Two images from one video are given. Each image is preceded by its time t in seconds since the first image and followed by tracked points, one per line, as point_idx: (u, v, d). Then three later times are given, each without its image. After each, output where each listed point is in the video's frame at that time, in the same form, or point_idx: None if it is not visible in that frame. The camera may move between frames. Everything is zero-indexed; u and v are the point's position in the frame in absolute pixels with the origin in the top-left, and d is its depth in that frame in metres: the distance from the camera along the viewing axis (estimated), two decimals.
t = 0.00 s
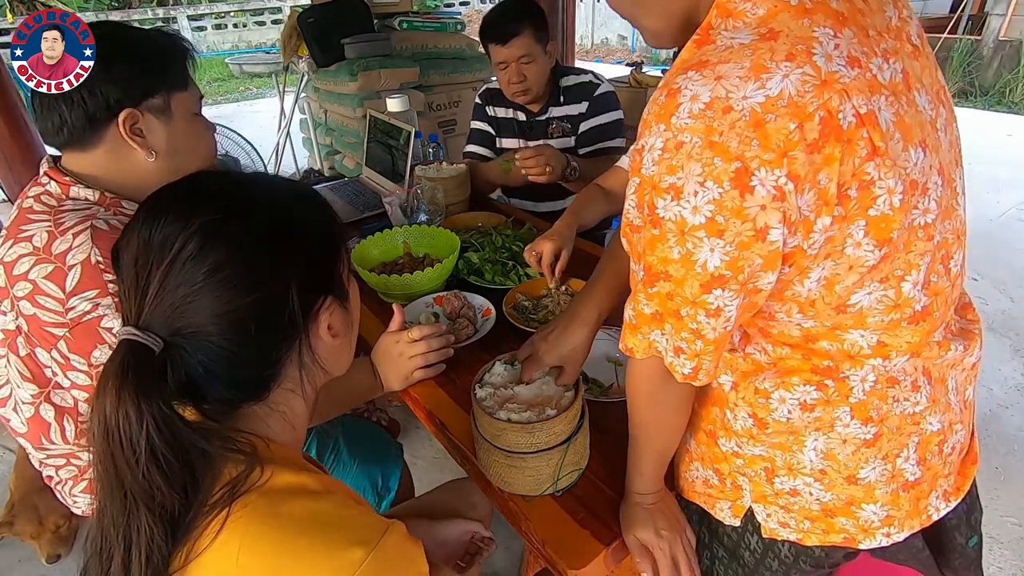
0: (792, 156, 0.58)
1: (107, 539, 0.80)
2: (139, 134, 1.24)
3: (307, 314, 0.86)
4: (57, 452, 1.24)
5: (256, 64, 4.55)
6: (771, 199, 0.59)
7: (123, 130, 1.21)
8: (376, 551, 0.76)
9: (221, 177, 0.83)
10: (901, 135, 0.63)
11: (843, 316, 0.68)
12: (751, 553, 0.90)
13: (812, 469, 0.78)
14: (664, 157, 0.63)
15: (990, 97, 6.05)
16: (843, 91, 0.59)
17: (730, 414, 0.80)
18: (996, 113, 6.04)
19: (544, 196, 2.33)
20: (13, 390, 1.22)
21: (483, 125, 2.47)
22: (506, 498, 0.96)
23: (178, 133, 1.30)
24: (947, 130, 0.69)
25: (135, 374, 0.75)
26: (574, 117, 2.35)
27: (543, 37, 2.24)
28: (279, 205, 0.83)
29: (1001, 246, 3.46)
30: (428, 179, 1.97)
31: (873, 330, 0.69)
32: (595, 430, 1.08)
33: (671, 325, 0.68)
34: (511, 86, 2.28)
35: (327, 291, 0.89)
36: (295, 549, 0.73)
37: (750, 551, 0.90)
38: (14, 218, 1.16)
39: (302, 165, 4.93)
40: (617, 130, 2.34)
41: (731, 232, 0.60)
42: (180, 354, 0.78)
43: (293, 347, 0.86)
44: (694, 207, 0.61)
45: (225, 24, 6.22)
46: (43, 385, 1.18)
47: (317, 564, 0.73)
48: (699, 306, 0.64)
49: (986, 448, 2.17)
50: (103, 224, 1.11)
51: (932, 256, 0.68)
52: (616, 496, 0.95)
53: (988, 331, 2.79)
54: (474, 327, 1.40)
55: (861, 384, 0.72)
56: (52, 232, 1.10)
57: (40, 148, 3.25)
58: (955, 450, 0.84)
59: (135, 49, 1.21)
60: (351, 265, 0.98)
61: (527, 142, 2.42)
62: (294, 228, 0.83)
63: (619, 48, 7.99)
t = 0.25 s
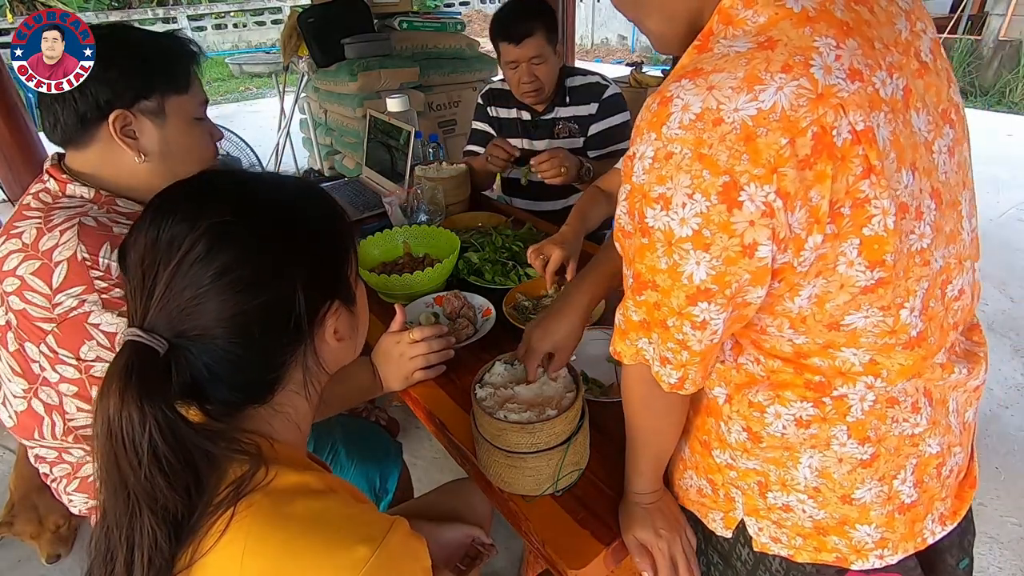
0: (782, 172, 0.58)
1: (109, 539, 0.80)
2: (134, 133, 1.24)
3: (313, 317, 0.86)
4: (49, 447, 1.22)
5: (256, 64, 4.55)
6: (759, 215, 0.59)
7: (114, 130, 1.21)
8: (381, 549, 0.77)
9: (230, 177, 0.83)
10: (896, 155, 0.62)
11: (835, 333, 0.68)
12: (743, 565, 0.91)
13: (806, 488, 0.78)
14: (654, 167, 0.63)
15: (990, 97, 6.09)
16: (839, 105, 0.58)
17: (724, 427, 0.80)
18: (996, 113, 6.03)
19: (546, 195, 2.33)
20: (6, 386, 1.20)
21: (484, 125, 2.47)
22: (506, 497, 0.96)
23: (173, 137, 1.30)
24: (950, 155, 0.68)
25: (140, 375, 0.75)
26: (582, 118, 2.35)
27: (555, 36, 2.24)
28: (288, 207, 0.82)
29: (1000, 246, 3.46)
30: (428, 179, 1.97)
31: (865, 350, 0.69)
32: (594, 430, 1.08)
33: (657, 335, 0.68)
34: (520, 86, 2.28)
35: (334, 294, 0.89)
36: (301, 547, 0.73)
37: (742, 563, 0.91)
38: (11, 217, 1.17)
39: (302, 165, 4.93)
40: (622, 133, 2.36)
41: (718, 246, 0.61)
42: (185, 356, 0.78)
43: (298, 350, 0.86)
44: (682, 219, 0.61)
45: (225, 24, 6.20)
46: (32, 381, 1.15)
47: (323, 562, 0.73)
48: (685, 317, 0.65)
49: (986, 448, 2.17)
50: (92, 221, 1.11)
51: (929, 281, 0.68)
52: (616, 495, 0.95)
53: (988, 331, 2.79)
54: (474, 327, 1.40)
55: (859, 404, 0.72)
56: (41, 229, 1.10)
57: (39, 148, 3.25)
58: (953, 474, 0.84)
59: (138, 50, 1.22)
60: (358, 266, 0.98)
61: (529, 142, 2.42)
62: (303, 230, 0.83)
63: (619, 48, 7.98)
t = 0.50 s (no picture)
0: (786, 178, 0.58)
1: (112, 538, 0.80)
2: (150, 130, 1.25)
3: (315, 317, 0.86)
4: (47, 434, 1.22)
5: (256, 64, 4.55)
6: (763, 221, 0.59)
7: (134, 128, 1.22)
8: (382, 545, 0.77)
9: (233, 177, 0.83)
10: (903, 162, 0.62)
11: (838, 342, 0.67)
12: (741, 568, 0.91)
13: (809, 495, 0.78)
14: (658, 170, 0.63)
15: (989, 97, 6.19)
16: (846, 110, 0.58)
17: (727, 431, 0.80)
18: (996, 112, 6.02)
19: (546, 194, 2.33)
20: (8, 365, 1.22)
21: (484, 125, 2.47)
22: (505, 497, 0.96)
23: (193, 137, 1.31)
24: (963, 163, 0.69)
25: (142, 375, 0.75)
26: (584, 118, 2.35)
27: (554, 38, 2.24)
28: (292, 207, 0.82)
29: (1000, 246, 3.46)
30: (428, 179, 1.98)
31: (869, 359, 0.68)
32: (594, 431, 1.08)
33: (659, 339, 0.69)
34: (520, 86, 2.28)
35: (337, 294, 0.89)
36: (303, 544, 0.73)
37: (740, 567, 0.91)
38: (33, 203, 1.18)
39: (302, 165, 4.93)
40: (624, 133, 2.37)
41: (721, 252, 0.61)
42: (188, 356, 0.78)
43: (300, 351, 0.86)
44: (685, 223, 0.61)
45: (225, 24, 6.18)
46: (30, 363, 1.17)
47: (325, 559, 0.73)
48: (686, 322, 0.65)
49: (986, 449, 2.17)
50: (103, 210, 1.11)
51: (931, 291, 0.68)
52: (615, 496, 0.95)
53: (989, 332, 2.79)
54: (474, 326, 1.40)
55: (866, 413, 0.71)
56: (55, 215, 1.11)
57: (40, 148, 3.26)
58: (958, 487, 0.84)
59: (169, 51, 1.24)
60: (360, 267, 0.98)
61: (529, 142, 2.42)
62: (305, 230, 0.83)
63: (619, 48, 7.98)
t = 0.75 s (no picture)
0: (809, 185, 0.58)
1: (108, 538, 0.80)
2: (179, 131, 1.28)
3: (312, 317, 0.86)
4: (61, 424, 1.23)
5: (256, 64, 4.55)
6: (784, 228, 0.59)
7: (163, 126, 1.26)
8: (381, 539, 0.78)
9: (231, 176, 0.83)
10: (924, 166, 0.62)
11: (853, 344, 0.68)
12: (747, 568, 0.92)
13: (818, 493, 0.78)
14: (676, 175, 0.62)
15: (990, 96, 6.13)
16: (871, 115, 0.58)
17: (737, 430, 0.80)
18: (996, 112, 6.02)
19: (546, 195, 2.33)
20: (30, 351, 1.20)
21: (484, 125, 2.47)
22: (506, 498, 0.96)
23: (219, 140, 1.34)
24: (974, 165, 0.69)
25: (139, 374, 0.75)
26: (583, 118, 2.35)
27: (552, 39, 2.24)
28: (289, 207, 0.82)
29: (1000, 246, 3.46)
30: (428, 179, 1.97)
31: (882, 360, 0.69)
32: (595, 431, 1.08)
33: (672, 345, 0.69)
34: (519, 87, 2.28)
35: (334, 294, 0.89)
36: (302, 541, 0.73)
37: (747, 565, 0.91)
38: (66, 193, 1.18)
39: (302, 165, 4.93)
40: (623, 133, 2.37)
41: (741, 258, 0.61)
42: (185, 355, 0.79)
43: (297, 351, 0.86)
44: (705, 229, 0.61)
45: (224, 24, 6.11)
46: (58, 349, 1.17)
47: (325, 556, 0.74)
48: (704, 328, 0.65)
49: (987, 449, 2.17)
50: (142, 208, 1.13)
51: (940, 291, 0.68)
52: (615, 497, 0.95)
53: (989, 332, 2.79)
54: (474, 327, 1.40)
55: (876, 410, 0.72)
56: (93, 209, 1.12)
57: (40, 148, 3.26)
58: (963, 478, 0.84)
59: (201, 54, 1.28)
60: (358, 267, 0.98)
61: (529, 142, 2.42)
62: (303, 230, 0.83)
63: (619, 48, 7.96)
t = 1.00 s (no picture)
0: (821, 190, 0.58)
1: (106, 537, 0.80)
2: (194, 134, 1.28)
3: (309, 316, 0.86)
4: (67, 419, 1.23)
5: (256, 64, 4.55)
6: (794, 233, 0.59)
7: (180, 126, 1.26)
8: (381, 539, 0.78)
9: (227, 176, 0.83)
10: (931, 170, 0.62)
11: (857, 344, 0.68)
12: (758, 567, 0.91)
13: (824, 486, 0.78)
14: (685, 179, 0.62)
15: (990, 96, 6.06)
16: (881, 120, 0.58)
17: (741, 429, 0.80)
18: (997, 112, 6.01)
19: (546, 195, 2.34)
20: (41, 346, 1.20)
21: (484, 125, 2.47)
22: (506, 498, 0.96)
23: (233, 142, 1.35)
24: (976, 166, 0.69)
25: (135, 372, 0.75)
26: (583, 118, 2.35)
27: (552, 40, 2.24)
28: (285, 206, 0.82)
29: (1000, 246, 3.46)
30: (428, 179, 1.98)
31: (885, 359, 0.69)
32: (594, 431, 1.08)
33: (677, 348, 0.69)
34: (518, 88, 2.28)
35: (330, 293, 0.89)
36: (301, 540, 0.73)
37: (757, 564, 0.91)
38: (83, 190, 1.18)
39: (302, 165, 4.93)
40: (623, 133, 2.36)
41: (750, 262, 0.61)
42: (180, 354, 0.79)
43: (294, 351, 0.86)
44: (714, 233, 0.61)
45: (225, 24, 6.08)
46: (71, 344, 1.17)
47: (324, 554, 0.74)
48: (710, 331, 0.65)
49: (987, 449, 2.17)
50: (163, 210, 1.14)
51: (942, 291, 0.68)
52: (615, 497, 0.95)
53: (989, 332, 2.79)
54: (474, 327, 1.40)
55: (879, 402, 0.72)
56: (114, 208, 1.12)
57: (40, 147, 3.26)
58: (963, 467, 0.84)
59: (220, 57, 1.28)
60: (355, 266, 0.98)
61: (529, 142, 2.42)
62: (299, 229, 0.82)
63: (619, 48, 7.96)
